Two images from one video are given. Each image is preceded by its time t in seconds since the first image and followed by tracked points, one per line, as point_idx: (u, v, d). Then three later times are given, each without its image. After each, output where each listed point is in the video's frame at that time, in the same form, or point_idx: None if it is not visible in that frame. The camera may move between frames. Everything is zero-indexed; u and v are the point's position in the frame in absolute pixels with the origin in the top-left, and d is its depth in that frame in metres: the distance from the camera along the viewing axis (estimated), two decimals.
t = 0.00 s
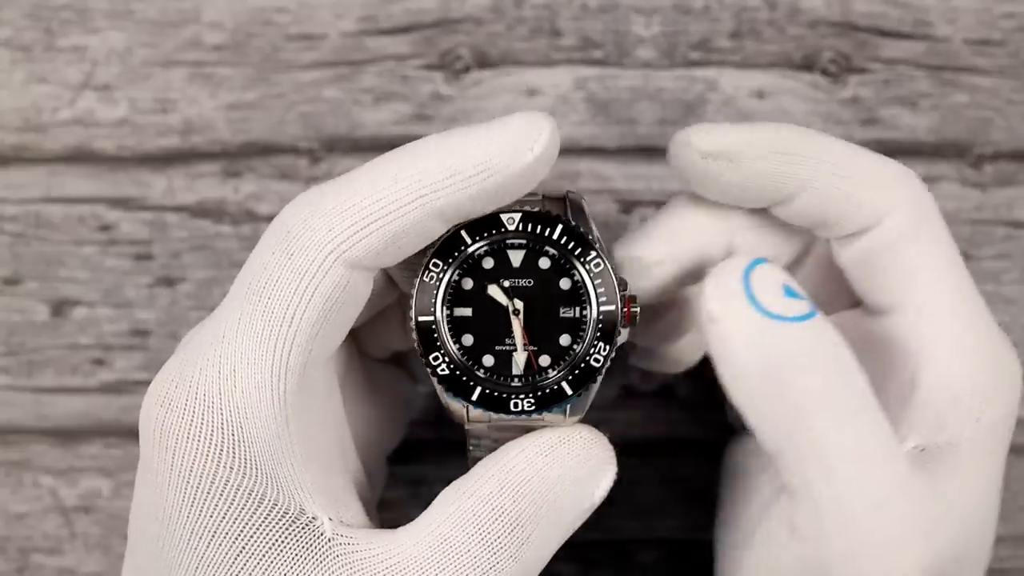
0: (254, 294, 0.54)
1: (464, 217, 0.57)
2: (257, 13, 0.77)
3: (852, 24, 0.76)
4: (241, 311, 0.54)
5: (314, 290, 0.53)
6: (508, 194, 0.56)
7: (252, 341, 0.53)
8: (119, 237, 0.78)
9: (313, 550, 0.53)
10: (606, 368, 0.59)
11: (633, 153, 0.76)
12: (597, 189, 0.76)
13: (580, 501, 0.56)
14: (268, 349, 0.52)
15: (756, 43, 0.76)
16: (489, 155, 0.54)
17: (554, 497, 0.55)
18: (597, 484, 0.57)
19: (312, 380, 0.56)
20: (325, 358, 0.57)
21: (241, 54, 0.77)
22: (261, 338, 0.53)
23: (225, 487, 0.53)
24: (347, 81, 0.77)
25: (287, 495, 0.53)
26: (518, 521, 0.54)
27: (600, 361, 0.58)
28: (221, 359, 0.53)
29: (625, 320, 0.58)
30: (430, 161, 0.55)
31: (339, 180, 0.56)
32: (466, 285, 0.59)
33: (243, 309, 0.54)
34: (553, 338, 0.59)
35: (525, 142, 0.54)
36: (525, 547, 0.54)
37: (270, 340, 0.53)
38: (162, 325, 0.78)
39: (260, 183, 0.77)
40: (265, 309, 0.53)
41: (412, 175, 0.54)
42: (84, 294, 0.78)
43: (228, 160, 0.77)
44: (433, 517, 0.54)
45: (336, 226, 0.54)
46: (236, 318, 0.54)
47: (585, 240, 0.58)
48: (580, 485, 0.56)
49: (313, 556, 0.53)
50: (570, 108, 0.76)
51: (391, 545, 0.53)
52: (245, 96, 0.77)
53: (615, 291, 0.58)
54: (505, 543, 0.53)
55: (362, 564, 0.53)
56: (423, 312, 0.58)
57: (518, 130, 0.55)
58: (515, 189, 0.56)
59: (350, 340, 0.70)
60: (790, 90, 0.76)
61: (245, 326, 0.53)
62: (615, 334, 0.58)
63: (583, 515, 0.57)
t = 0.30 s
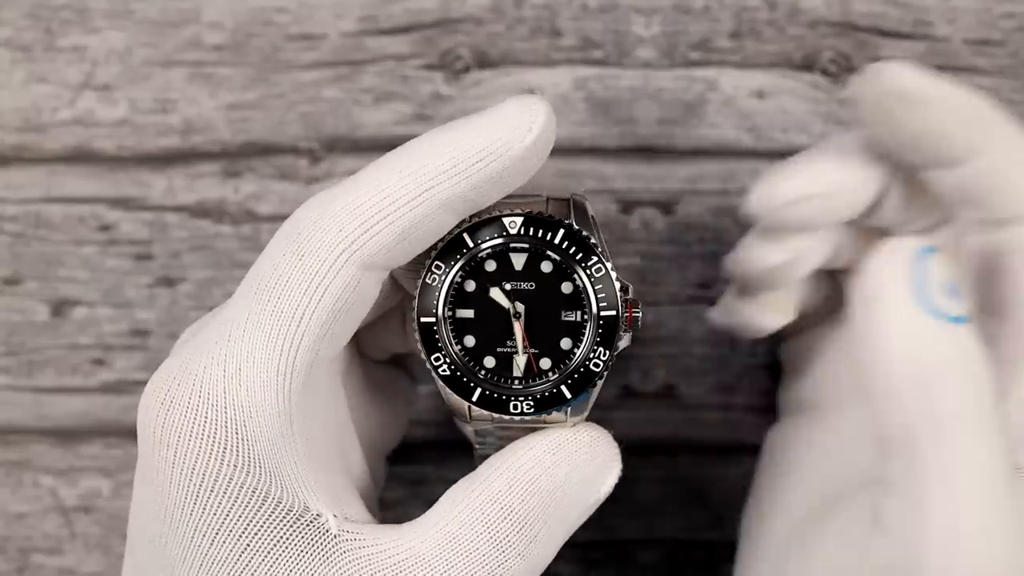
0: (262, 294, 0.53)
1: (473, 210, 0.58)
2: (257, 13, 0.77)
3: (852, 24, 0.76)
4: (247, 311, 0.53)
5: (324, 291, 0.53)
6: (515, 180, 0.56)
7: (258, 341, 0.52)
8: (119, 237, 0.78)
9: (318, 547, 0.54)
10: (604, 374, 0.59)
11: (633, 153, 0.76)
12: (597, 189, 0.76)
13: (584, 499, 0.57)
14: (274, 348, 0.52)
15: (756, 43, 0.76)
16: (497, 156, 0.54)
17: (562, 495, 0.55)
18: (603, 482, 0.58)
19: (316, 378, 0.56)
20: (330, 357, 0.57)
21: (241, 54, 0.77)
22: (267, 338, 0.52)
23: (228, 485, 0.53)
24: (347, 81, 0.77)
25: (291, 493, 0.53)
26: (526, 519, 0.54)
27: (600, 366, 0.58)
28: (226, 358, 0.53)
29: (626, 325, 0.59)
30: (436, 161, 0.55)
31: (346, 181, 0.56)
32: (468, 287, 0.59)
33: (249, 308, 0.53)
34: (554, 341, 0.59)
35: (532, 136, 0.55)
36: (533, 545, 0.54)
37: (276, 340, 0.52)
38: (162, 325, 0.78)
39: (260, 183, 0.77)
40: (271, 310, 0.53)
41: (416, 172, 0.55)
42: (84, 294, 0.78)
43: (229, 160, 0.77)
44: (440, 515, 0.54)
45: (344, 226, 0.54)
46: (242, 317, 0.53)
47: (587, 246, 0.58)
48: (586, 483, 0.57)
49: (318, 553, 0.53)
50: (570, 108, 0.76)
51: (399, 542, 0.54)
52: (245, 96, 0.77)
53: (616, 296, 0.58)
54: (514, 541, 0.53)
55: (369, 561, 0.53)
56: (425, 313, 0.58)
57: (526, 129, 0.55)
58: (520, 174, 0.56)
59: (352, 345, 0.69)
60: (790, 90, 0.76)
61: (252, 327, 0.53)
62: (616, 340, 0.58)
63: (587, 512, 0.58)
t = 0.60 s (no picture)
0: (254, 292, 0.53)
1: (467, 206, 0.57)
2: (257, 14, 0.77)
3: (852, 24, 0.76)
4: (239, 310, 0.53)
5: (317, 289, 0.53)
6: (508, 174, 0.56)
7: (252, 341, 0.52)
8: (118, 237, 0.78)
9: (316, 543, 0.54)
10: (602, 365, 0.59)
11: (633, 153, 0.76)
12: (597, 189, 0.77)
13: (583, 490, 0.57)
14: (268, 348, 0.52)
15: (756, 43, 0.76)
16: (490, 153, 0.54)
17: (562, 488, 0.55)
18: (602, 473, 0.58)
19: (308, 376, 0.56)
20: (324, 354, 0.57)
21: (241, 54, 0.77)
22: (260, 337, 0.52)
23: (225, 484, 0.53)
24: (347, 81, 0.77)
25: (287, 491, 0.54)
26: (526, 514, 0.54)
27: (597, 357, 0.58)
28: (220, 357, 0.52)
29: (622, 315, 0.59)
30: (429, 157, 0.54)
31: (337, 178, 0.55)
32: (463, 284, 0.59)
33: (240, 307, 0.53)
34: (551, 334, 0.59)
35: (524, 131, 0.54)
36: (533, 539, 0.54)
37: (269, 340, 0.52)
38: (162, 325, 0.78)
39: (260, 184, 0.77)
40: (264, 309, 0.52)
41: (409, 169, 0.54)
42: (84, 294, 0.78)
43: (229, 160, 0.77)
44: (440, 509, 0.54)
45: (337, 224, 0.53)
46: (234, 317, 0.53)
47: (580, 237, 0.58)
48: (586, 474, 0.57)
49: (317, 549, 0.54)
50: (570, 108, 0.76)
51: (398, 536, 0.54)
52: (245, 96, 0.77)
53: (611, 287, 0.58)
54: (513, 536, 0.54)
55: (368, 556, 0.53)
56: (421, 309, 0.59)
57: (518, 124, 0.54)
58: (513, 169, 0.56)
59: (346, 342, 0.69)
60: (790, 90, 0.76)
61: (244, 326, 0.52)
62: (612, 330, 0.58)
63: (586, 502, 0.58)
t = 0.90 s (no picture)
0: (258, 294, 0.53)
1: (470, 207, 0.57)
2: (257, 13, 0.77)
3: (852, 24, 0.76)
4: (243, 311, 0.53)
5: (320, 291, 0.53)
6: (511, 175, 0.56)
7: (256, 342, 0.52)
8: (119, 237, 0.78)
9: (321, 543, 0.54)
10: (606, 368, 0.59)
11: (634, 153, 0.76)
12: (597, 189, 0.77)
13: (589, 493, 0.57)
14: (273, 349, 0.52)
15: (756, 43, 0.76)
16: (493, 154, 0.54)
17: (568, 492, 0.55)
18: (608, 478, 0.58)
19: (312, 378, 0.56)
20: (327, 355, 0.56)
21: (240, 54, 0.77)
22: (265, 338, 0.52)
23: (229, 484, 0.53)
24: (347, 81, 0.77)
25: (291, 491, 0.54)
26: (532, 518, 0.54)
27: (601, 361, 0.58)
28: (224, 358, 0.53)
29: (626, 319, 0.59)
30: (433, 158, 0.54)
31: (340, 179, 0.55)
32: (467, 288, 0.59)
33: (244, 308, 0.53)
34: (555, 338, 0.59)
35: (527, 132, 0.54)
36: (538, 543, 0.54)
37: (273, 341, 0.52)
38: (162, 325, 0.78)
39: (260, 184, 0.77)
40: (269, 310, 0.52)
41: (413, 170, 0.54)
42: (84, 294, 0.78)
43: (229, 160, 0.77)
44: (446, 512, 0.54)
45: (341, 226, 0.53)
46: (238, 318, 0.53)
47: (584, 242, 0.58)
48: (592, 478, 0.57)
49: (321, 549, 0.54)
50: (570, 108, 0.76)
51: (403, 538, 0.54)
52: (245, 96, 0.77)
53: (614, 290, 0.58)
54: (519, 540, 0.54)
55: (372, 557, 0.53)
56: (425, 315, 0.58)
57: (520, 124, 0.54)
58: (517, 169, 0.55)
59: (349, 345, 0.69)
60: (790, 90, 0.76)
61: (248, 328, 0.52)
62: (616, 333, 0.58)
63: (591, 505, 0.58)
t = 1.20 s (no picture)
0: (259, 284, 0.53)
1: (470, 198, 0.57)
2: (257, 13, 0.77)
3: (852, 24, 0.76)
4: (244, 302, 0.53)
5: (322, 281, 0.53)
6: (511, 166, 0.56)
7: (258, 333, 0.52)
8: (118, 237, 0.78)
9: (323, 530, 0.54)
10: (605, 355, 0.59)
11: (634, 153, 0.76)
12: (597, 189, 0.77)
13: (588, 482, 0.58)
14: (276, 339, 0.52)
15: (756, 43, 0.76)
16: (493, 145, 0.54)
17: (568, 480, 0.56)
18: (607, 466, 0.59)
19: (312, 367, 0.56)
20: (328, 346, 0.57)
21: (240, 54, 0.77)
22: (267, 328, 0.52)
23: (231, 473, 0.53)
24: (347, 81, 0.77)
25: (294, 479, 0.54)
26: (534, 504, 0.54)
27: (601, 349, 0.59)
28: (226, 348, 0.52)
29: (624, 306, 0.59)
30: (434, 149, 0.54)
31: (341, 172, 0.55)
32: (467, 279, 0.59)
33: (246, 299, 0.53)
34: (554, 326, 0.59)
35: (525, 123, 0.54)
36: (540, 530, 0.55)
37: (276, 331, 0.52)
38: (162, 325, 0.78)
39: (260, 184, 0.77)
40: (271, 300, 0.52)
41: (414, 162, 0.54)
42: (84, 294, 0.78)
43: (228, 160, 0.77)
44: (448, 499, 0.54)
45: (343, 217, 0.53)
46: (240, 309, 0.53)
47: (582, 231, 0.58)
48: (592, 467, 0.58)
49: (324, 537, 0.54)
50: (570, 108, 0.76)
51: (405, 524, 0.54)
52: (245, 96, 0.77)
53: (613, 279, 0.59)
54: (522, 527, 0.54)
55: (376, 544, 0.53)
56: (425, 305, 0.58)
57: (519, 115, 0.54)
58: (516, 159, 0.56)
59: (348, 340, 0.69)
60: (790, 90, 0.76)
61: (251, 318, 0.52)
62: (615, 321, 0.59)
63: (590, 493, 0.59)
